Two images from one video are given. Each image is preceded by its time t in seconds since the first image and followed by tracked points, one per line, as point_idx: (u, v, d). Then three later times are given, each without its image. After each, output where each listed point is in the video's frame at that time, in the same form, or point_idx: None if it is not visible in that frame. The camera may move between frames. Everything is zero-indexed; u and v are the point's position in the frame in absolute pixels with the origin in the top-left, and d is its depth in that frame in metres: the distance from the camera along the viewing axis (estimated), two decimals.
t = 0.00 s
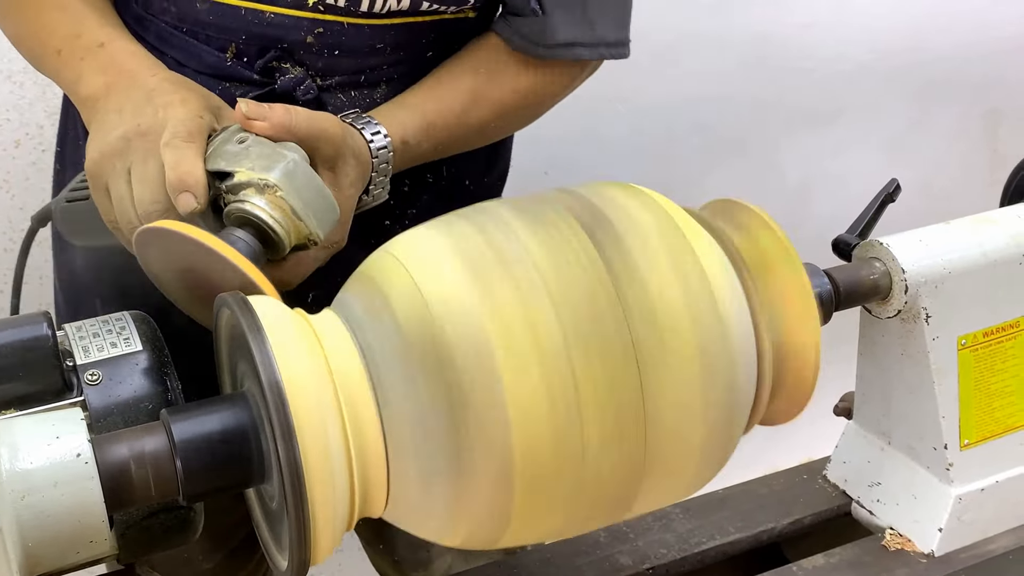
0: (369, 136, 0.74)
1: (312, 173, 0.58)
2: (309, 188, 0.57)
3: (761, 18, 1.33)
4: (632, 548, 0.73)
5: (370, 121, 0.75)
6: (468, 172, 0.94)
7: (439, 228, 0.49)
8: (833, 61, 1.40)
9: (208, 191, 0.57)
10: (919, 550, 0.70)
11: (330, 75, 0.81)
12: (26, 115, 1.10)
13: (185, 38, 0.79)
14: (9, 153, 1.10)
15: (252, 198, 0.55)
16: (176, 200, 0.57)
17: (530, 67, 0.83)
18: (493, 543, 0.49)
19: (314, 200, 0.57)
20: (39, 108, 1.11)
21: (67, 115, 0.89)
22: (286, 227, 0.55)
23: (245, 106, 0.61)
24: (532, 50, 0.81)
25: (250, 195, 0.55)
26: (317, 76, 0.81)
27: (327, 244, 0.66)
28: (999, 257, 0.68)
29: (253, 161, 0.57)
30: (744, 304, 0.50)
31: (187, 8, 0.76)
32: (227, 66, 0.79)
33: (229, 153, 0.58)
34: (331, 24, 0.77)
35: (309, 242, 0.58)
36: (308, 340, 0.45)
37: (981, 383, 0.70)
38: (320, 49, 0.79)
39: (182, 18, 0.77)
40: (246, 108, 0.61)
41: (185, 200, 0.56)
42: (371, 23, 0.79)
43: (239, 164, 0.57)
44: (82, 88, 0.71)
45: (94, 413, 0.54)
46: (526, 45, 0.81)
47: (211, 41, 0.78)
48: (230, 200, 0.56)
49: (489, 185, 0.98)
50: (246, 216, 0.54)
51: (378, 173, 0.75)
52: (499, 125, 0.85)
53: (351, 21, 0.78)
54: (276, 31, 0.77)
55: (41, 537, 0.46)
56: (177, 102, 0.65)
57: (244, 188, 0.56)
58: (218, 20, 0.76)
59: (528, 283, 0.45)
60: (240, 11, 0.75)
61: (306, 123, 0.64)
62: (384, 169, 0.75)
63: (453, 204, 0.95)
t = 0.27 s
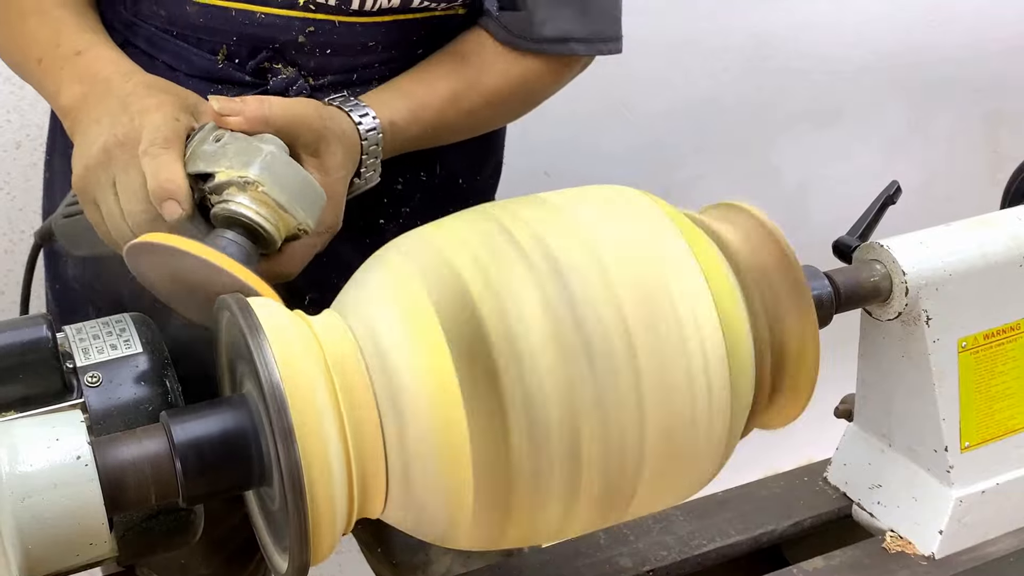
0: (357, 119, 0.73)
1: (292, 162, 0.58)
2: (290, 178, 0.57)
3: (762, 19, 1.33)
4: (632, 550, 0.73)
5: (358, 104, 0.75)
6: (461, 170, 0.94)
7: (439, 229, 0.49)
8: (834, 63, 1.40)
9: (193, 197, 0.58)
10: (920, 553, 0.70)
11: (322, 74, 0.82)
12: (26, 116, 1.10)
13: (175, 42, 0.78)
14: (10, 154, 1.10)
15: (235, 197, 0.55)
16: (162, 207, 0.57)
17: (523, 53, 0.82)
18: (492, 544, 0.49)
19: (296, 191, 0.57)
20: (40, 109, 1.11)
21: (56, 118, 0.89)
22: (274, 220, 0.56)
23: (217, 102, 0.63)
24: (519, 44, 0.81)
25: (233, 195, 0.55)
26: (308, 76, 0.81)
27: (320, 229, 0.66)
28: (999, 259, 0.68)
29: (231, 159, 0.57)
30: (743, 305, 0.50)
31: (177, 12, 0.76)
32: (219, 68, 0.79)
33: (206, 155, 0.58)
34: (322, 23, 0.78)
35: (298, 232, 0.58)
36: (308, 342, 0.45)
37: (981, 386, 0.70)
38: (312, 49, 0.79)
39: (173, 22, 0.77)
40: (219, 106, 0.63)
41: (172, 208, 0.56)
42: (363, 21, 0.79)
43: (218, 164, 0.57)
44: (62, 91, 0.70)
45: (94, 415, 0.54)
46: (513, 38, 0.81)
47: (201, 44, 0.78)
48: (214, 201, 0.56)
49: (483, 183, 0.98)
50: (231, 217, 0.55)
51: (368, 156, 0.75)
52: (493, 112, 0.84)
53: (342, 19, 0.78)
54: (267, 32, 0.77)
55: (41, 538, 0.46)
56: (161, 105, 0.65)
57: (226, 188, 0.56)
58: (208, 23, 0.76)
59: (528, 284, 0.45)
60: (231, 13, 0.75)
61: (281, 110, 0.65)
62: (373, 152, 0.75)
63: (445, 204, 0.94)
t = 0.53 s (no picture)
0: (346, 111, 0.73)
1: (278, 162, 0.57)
2: (278, 179, 0.56)
3: (764, 20, 1.33)
4: (635, 552, 0.73)
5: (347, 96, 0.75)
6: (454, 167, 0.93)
7: (441, 229, 0.49)
8: (836, 64, 1.40)
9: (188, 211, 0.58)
10: (924, 554, 0.70)
11: (312, 74, 0.82)
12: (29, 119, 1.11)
13: (163, 46, 0.78)
14: (13, 156, 1.11)
15: (226, 207, 0.55)
16: (156, 225, 0.57)
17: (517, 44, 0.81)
18: (496, 546, 0.48)
19: (287, 192, 0.56)
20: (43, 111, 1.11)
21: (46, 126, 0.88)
22: (269, 224, 0.56)
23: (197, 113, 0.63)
24: (518, 31, 0.80)
25: (223, 205, 0.55)
26: (299, 76, 0.81)
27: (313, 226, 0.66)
28: (1003, 260, 0.67)
29: (217, 167, 0.56)
30: (746, 306, 0.50)
31: (165, 15, 0.76)
32: (207, 71, 0.79)
33: (191, 165, 0.58)
34: (309, 22, 0.78)
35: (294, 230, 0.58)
36: (311, 344, 0.45)
37: (986, 388, 0.70)
38: (301, 48, 0.79)
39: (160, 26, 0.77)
40: (200, 116, 0.63)
41: (166, 225, 0.56)
42: (351, 19, 0.79)
43: (204, 174, 0.56)
44: (45, 111, 0.70)
45: (97, 416, 0.54)
46: (510, 25, 0.80)
47: (189, 47, 0.78)
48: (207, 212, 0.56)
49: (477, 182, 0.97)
50: (225, 227, 0.55)
51: (357, 146, 0.74)
52: (487, 104, 0.83)
53: (330, 18, 0.78)
54: (255, 32, 0.77)
55: (44, 541, 0.45)
56: (153, 111, 0.64)
57: (216, 198, 0.55)
58: (195, 25, 0.76)
59: (530, 284, 0.45)
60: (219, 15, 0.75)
61: (263, 110, 0.65)
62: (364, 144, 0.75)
63: (439, 203, 0.94)
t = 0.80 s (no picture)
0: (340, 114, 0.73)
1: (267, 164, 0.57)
2: (267, 183, 0.56)
3: (763, 21, 1.33)
4: (638, 553, 0.73)
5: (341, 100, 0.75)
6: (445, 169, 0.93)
7: (445, 232, 0.49)
8: (836, 65, 1.40)
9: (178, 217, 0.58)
10: (927, 555, 0.70)
11: (302, 79, 0.81)
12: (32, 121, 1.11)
13: (152, 51, 0.78)
14: (15, 159, 1.11)
15: (216, 211, 0.55)
16: (147, 230, 0.57)
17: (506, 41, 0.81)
18: (500, 548, 0.48)
19: (276, 195, 0.56)
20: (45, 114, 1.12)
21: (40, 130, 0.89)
22: (259, 228, 0.56)
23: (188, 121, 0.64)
24: (510, 27, 0.80)
25: (212, 210, 0.55)
26: (288, 80, 0.81)
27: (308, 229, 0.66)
28: (1006, 260, 0.67)
29: (206, 173, 0.56)
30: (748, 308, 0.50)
31: (153, 20, 0.76)
32: (197, 76, 0.79)
33: (182, 170, 0.58)
34: (298, 25, 0.78)
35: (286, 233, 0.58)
36: (314, 346, 0.45)
37: (989, 389, 0.70)
38: (289, 52, 0.79)
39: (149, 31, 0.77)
40: (193, 122, 0.64)
41: (156, 230, 0.57)
42: (340, 21, 0.79)
43: (194, 179, 0.56)
44: (40, 114, 0.70)
45: (101, 419, 0.54)
46: (503, 21, 0.80)
47: (178, 51, 0.78)
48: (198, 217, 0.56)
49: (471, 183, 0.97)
50: (216, 232, 0.55)
51: (352, 150, 0.74)
52: (479, 103, 0.83)
53: (319, 21, 0.78)
54: (243, 36, 0.77)
55: (48, 544, 0.45)
56: (148, 114, 0.64)
57: (206, 203, 0.55)
58: (182, 30, 0.76)
59: (532, 285, 0.45)
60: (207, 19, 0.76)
61: (257, 115, 0.66)
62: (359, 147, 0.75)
63: (430, 204, 0.94)
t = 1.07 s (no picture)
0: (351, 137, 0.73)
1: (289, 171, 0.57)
2: (289, 188, 0.56)
3: (762, 21, 1.33)
4: (636, 554, 0.73)
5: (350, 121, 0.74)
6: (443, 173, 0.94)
7: (442, 233, 0.49)
8: (835, 64, 1.40)
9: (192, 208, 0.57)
10: (924, 556, 0.70)
11: (302, 83, 0.81)
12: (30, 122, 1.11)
13: (150, 53, 0.79)
14: (14, 160, 1.11)
15: (236, 209, 0.54)
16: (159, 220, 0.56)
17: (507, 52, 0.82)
18: (497, 548, 0.48)
19: (296, 201, 0.56)
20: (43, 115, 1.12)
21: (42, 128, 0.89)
22: (276, 232, 0.55)
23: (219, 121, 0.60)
24: (513, 39, 0.80)
25: (233, 207, 0.54)
26: (289, 85, 0.81)
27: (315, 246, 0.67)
28: (1003, 261, 0.67)
29: (229, 170, 0.56)
30: (745, 308, 0.50)
31: (153, 23, 0.76)
32: (196, 79, 0.79)
33: (202, 164, 0.57)
34: (298, 30, 0.78)
35: (298, 242, 0.58)
36: (311, 347, 0.45)
37: (986, 389, 0.70)
38: (289, 57, 0.79)
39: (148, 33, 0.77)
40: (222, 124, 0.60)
41: (168, 220, 0.55)
42: (340, 27, 0.79)
43: (215, 175, 0.56)
44: (45, 110, 0.70)
45: (98, 421, 0.54)
46: (505, 33, 0.80)
47: (178, 54, 0.78)
48: (213, 212, 0.55)
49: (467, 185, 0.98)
50: (232, 229, 0.54)
51: (362, 172, 0.75)
52: (482, 114, 0.84)
53: (319, 26, 0.78)
54: (244, 41, 0.77)
55: (44, 545, 0.45)
56: (147, 115, 0.65)
57: (225, 199, 0.55)
58: (182, 33, 0.76)
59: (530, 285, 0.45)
60: (207, 23, 0.76)
61: (286, 125, 0.64)
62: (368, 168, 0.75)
63: (428, 207, 0.94)
